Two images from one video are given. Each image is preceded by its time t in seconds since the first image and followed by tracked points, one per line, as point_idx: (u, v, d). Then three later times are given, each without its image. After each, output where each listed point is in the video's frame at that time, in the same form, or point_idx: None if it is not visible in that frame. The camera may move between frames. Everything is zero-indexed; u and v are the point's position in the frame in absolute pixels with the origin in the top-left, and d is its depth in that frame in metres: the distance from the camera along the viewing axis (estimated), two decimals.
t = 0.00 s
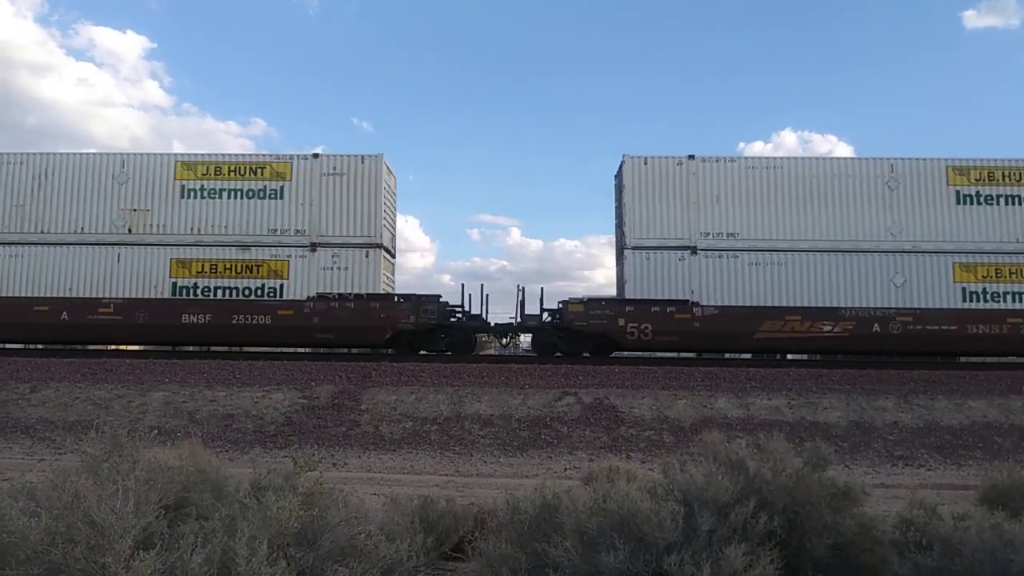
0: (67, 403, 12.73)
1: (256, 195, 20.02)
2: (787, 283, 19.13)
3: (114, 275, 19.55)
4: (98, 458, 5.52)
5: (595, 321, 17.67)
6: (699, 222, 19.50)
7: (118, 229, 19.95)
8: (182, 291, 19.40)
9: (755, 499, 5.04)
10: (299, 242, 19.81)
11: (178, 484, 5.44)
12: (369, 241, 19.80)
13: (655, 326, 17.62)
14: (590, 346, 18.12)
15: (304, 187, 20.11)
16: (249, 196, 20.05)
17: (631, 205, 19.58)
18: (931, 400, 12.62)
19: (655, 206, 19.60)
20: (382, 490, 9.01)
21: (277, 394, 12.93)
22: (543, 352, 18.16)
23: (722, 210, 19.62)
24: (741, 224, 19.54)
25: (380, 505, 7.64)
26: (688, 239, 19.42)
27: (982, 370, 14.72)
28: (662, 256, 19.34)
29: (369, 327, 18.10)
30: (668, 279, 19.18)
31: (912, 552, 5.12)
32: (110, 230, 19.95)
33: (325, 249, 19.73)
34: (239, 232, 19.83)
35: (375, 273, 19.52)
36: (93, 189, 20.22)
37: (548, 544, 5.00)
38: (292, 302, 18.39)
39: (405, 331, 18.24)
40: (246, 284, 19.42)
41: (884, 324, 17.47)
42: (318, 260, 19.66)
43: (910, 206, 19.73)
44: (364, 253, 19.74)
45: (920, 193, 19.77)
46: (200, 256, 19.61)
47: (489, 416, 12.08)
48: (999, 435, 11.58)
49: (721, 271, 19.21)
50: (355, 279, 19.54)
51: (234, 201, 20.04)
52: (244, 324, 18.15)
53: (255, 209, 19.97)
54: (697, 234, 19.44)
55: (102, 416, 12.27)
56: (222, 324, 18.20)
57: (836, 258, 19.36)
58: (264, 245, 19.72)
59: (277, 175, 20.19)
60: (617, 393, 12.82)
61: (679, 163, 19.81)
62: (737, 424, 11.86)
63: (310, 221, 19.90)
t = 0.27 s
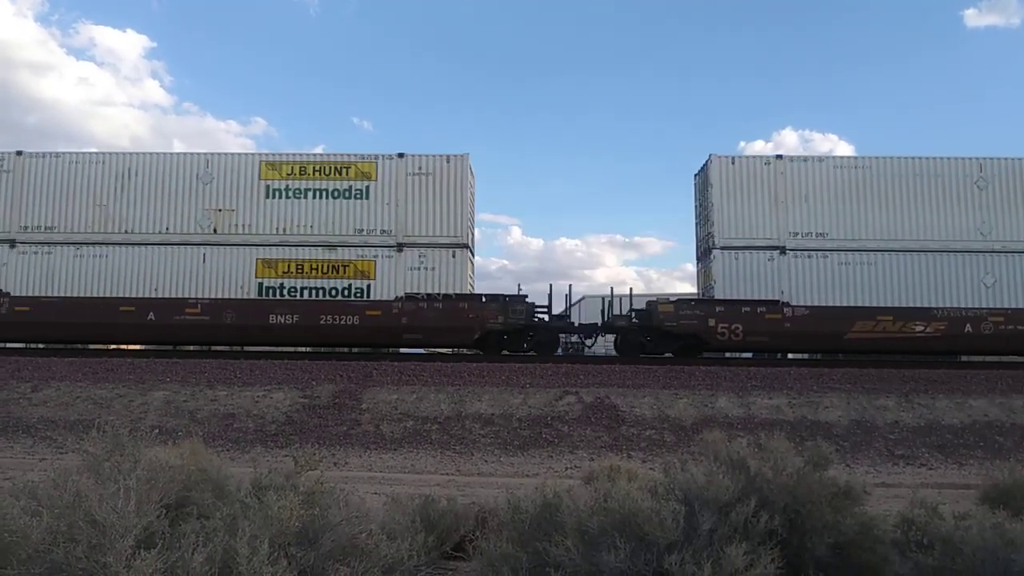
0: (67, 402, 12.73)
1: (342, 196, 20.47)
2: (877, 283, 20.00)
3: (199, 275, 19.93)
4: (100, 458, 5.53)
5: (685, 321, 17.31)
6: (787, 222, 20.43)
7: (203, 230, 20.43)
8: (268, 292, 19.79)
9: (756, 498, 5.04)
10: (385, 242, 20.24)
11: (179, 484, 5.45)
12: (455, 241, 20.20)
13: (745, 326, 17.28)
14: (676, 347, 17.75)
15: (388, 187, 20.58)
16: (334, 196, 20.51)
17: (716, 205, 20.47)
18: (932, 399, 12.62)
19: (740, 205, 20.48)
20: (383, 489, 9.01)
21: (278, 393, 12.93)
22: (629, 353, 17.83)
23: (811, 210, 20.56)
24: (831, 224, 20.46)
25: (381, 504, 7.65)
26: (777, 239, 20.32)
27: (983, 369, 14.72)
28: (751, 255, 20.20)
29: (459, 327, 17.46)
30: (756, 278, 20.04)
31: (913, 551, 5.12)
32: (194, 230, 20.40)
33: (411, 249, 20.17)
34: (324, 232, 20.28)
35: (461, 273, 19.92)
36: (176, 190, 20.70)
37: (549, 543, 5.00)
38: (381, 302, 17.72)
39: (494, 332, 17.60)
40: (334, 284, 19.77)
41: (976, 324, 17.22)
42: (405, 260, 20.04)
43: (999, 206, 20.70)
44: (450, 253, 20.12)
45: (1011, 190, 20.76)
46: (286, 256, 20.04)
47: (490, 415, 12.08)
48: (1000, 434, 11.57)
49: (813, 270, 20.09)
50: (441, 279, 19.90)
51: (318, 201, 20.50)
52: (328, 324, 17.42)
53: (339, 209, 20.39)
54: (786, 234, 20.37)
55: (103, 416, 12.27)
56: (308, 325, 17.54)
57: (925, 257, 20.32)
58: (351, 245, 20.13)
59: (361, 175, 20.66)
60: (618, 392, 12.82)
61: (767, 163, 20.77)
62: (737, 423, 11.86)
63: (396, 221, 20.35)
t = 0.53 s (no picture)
0: (67, 401, 12.72)
1: (427, 195, 20.35)
2: (965, 282, 20.02)
3: (284, 275, 19.83)
4: (99, 456, 5.52)
5: (774, 321, 17.35)
6: (874, 222, 20.63)
7: (287, 229, 20.28)
8: (354, 291, 19.70)
9: (755, 496, 5.04)
10: (470, 241, 20.12)
11: (178, 482, 5.45)
12: (539, 240, 20.00)
13: (834, 326, 17.28)
14: (762, 346, 17.86)
15: (474, 186, 20.46)
16: (419, 196, 20.38)
17: (806, 204, 20.75)
18: (931, 398, 12.62)
19: (831, 205, 20.75)
20: (381, 488, 9.01)
21: (277, 391, 12.92)
22: (716, 353, 17.97)
23: (900, 209, 20.72)
24: (918, 223, 20.58)
25: (380, 503, 7.63)
26: (866, 239, 20.54)
27: (982, 368, 14.72)
28: (841, 254, 20.42)
29: (547, 327, 17.54)
30: (844, 278, 20.18)
31: (912, 550, 5.12)
32: (281, 230, 20.26)
33: (497, 249, 20.03)
34: (410, 231, 20.15)
35: (548, 273, 19.71)
36: (258, 189, 20.61)
37: (548, 542, 5.00)
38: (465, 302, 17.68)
39: (580, 332, 17.70)
40: (420, 284, 19.64)
41: None
42: (491, 259, 19.91)
43: None
44: (537, 253, 19.92)
45: None
46: (371, 256, 19.93)
47: (489, 414, 12.08)
48: (999, 433, 11.57)
49: (900, 270, 20.20)
50: (525, 279, 19.68)
51: (403, 200, 20.38)
52: (417, 323, 17.35)
53: (426, 208, 20.28)
54: (873, 234, 20.56)
55: (102, 414, 12.26)
56: (396, 324, 17.42)
57: (1019, 258, 20.27)
58: (436, 244, 20.04)
59: (445, 174, 20.54)
60: (617, 391, 12.82)
61: (854, 162, 21.03)
62: (737, 422, 11.86)
63: (481, 220, 20.24)
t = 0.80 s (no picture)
0: (68, 402, 12.73)
1: (513, 196, 20.34)
2: None
3: (371, 276, 19.77)
4: (102, 457, 5.53)
5: (867, 323, 17.29)
6: (964, 223, 20.66)
7: (373, 231, 20.30)
8: (441, 292, 19.59)
9: (756, 497, 5.04)
10: (557, 242, 20.06)
11: (180, 483, 5.45)
12: (628, 241, 20.02)
13: (927, 327, 17.26)
14: (854, 348, 17.73)
15: (561, 187, 20.42)
16: (505, 197, 20.39)
17: (896, 204, 20.82)
18: (932, 398, 12.61)
19: (921, 206, 20.79)
20: (383, 488, 9.02)
21: (279, 392, 12.93)
22: (808, 356, 17.85)
23: (988, 211, 20.75)
24: (1007, 224, 20.64)
25: (381, 504, 7.64)
26: (957, 240, 20.57)
27: (983, 368, 14.70)
28: (931, 255, 20.43)
29: (633, 330, 17.44)
30: (938, 279, 20.18)
31: (913, 550, 5.11)
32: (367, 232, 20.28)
33: (584, 249, 19.96)
34: (498, 233, 20.12)
35: (637, 274, 19.69)
36: (344, 191, 20.65)
37: (549, 542, 5.01)
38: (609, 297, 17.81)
39: (669, 333, 17.61)
40: (506, 285, 19.52)
41: None
42: (578, 261, 19.83)
43: None
44: (625, 254, 19.91)
45: None
46: (458, 257, 19.89)
47: (491, 414, 12.08)
48: (1000, 433, 11.56)
49: (991, 271, 20.21)
50: (614, 280, 19.67)
51: (490, 201, 20.37)
52: (508, 324, 17.32)
53: (512, 209, 20.28)
54: (963, 235, 20.59)
55: (104, 415, 12.28)
56: (485, 325, 17.38)
57: None
58: (524, 246, 19.98)
59: (532, 175, 20.49)
60: (618, 391, 12.83)
61: (944, 163, 21.05)
62: (738, 422, 11.86)
63: (568, 221, 20.17)
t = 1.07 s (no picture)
0: (66, 401, 12.71)
1: (598, 196, 19.80)
2: None
3: (457, 277, 19.29)
4: (100, 456, 5.51)
5: (955, 324, 17.62)
6: None
7: (458, 231, 19.79)
8: (526, 293, 19.12)
9: (754, 497, 5.05)
10: (644, 243, 19.56)
11: (178, 482, 5.45)
12: (715, 242, 19.57)
13: (1016, 328, 17.58)
14: (943, 348, 18.07)
15: (646, 188, 19.94)
16: (590, 197, 19.86)
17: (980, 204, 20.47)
18: (930, 398, 12.63)
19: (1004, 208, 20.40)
20: (381, 488, 9.01)
21: (277, 392, 12.92)
22: (898, 356, 18.21)
23: None
24: None
25: (380, 503, 7.63)
26: None
27: (981, 368, 14.72)
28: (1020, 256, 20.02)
29: (719, 331, 17.66)
30: None
31: (911, 550, 5.12)
32: (452, 232, 19.76)
33: (670, 250, 19.49)
34: (583, 233, 19.60)
35: (726, 275, 19.24)
36: (428, 191, 20.10)
37: (547, 541, 5.01)
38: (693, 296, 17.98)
39: (756, 334, 17.83)
40: (593, 286, 19.04)
41: None
42: (664, 262, 19.36)
43: None
44: (711, 254, 19.45)
45: None
46: (544, 258, 19.38)
47: (489, 414, 12.08)
48: (998, 433, 11.58)
49: None
50: (703, 282, 19.20)
51: (574, 201, 19.85)
52: (595, 325, 17.49)
53: (597, 209, 19.75)
54: None
55: (102, 414, 12.26)
56: (570, 326, 17.55)
57: None
58: (610, 246, 19.49)
59: (617, 175, 19.98)
60: (617, 391, 12.83)
61: None
62: (736, 422, 11.87)
63: (656, 222, 19.69)
